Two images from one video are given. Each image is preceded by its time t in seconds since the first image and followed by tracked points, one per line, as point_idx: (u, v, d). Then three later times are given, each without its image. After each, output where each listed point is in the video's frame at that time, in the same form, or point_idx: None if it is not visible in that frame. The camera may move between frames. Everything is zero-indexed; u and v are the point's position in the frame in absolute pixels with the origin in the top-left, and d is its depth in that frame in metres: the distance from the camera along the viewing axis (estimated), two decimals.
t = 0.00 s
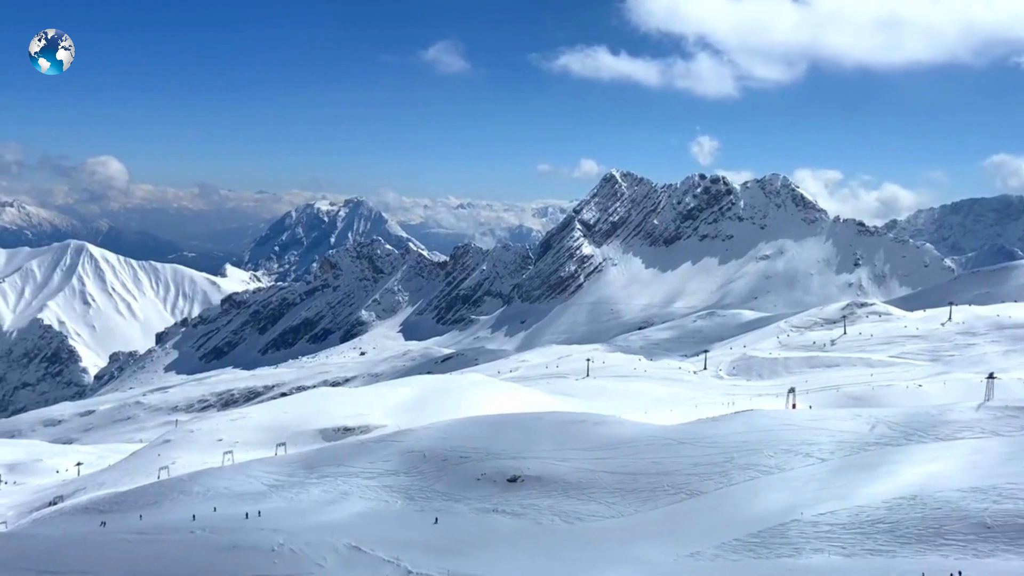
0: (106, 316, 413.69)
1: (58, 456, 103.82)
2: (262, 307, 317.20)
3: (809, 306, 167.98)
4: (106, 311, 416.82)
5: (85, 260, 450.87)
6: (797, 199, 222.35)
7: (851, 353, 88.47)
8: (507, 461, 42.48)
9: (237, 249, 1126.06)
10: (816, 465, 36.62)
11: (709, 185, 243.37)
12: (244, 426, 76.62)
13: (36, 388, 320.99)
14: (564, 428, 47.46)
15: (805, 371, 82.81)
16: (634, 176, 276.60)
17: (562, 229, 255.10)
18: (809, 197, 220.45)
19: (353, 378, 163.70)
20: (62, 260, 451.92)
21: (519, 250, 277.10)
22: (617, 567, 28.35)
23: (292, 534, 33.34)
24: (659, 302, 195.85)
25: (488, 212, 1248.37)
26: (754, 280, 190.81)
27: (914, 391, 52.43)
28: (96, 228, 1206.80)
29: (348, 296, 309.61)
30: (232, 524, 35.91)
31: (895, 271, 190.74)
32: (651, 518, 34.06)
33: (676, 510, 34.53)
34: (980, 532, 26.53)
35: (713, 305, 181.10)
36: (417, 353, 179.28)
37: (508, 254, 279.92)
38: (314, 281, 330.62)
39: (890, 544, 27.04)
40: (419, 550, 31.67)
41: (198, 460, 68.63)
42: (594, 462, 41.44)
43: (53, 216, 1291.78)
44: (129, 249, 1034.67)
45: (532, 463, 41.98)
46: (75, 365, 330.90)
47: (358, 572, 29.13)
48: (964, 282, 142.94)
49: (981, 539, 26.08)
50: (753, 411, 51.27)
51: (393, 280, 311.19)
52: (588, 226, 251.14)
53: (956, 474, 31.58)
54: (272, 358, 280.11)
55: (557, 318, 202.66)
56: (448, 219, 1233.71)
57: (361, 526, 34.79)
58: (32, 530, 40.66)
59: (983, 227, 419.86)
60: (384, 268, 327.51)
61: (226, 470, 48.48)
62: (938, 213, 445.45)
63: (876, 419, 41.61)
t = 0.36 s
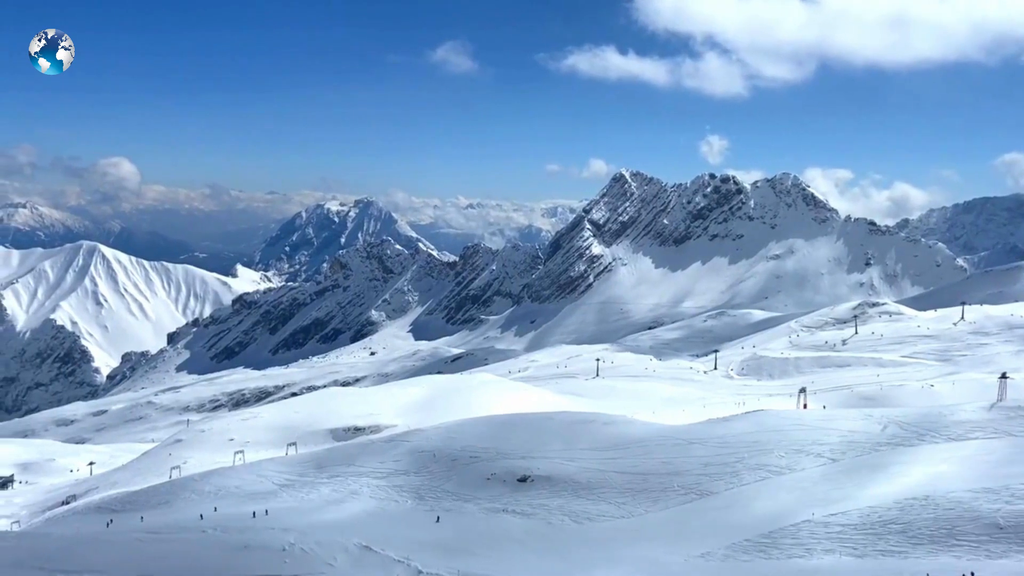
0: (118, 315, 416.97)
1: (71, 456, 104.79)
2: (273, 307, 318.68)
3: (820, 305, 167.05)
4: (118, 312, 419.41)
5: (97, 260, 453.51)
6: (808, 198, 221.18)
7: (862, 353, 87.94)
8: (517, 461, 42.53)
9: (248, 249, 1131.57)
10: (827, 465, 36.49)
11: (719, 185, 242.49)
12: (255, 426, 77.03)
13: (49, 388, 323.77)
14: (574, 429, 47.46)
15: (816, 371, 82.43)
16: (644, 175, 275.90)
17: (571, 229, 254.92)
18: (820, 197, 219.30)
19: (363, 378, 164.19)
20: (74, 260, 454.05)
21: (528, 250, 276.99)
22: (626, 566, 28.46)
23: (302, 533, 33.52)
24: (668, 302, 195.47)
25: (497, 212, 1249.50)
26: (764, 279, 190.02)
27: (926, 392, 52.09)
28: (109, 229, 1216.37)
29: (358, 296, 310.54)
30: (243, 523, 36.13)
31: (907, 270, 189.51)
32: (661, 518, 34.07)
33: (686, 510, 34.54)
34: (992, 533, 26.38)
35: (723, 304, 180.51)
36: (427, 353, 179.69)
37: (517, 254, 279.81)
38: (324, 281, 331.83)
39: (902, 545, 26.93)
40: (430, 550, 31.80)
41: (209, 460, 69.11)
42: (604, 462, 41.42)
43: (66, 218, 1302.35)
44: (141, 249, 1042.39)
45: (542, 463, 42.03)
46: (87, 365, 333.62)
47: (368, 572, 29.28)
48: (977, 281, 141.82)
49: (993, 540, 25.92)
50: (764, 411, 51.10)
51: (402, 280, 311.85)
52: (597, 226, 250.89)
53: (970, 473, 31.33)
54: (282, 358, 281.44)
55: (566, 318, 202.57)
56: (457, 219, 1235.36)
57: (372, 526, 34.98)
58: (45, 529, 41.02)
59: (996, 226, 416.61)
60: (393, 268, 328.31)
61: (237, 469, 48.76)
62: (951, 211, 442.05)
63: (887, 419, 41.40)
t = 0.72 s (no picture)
0: (133, 316, 420.68)
1: (86, 455, 105.87)
2: (285, 307, 320.43)
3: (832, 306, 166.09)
4: (132, 312, 423.20)
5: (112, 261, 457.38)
6: (821, 198, 219.75)
7: (876, 353, 87.42)
8: (529, 462, 42.61)
9: (261, 249, 1138.77)
10: (840, 466, 36.36)
11: (731, 185, 241.48)
12: (268, 425, 77.62)
13: (65, 388, 327.26)
14: (585, 429, 47.52)
15: (829, 372, 81.93)
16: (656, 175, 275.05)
17: (583, 229, 254.58)
18: (833, 196, 217.80)
19: (375, 378, 164.89)
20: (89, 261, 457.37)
21: (540, 250, 276.93)
22: (636, 567, 28.51)
23: (315, 532, 33.70)
24: (680, 302, 194.97)
25: (508, 212, 1250.34)
26: (777, 279, 189.03)
27: (939, 392, 51.77)
28: (123, 230, 1227.15)
29: (370, 296, 311.64)
30: (256, 522, 36.41)
31: (921, 270, 187.89)
32: (673, 519, 34.03)
33: (698, 510, 34.49)
34: (1008, 534, 26.17)
35: (735, 305, 179.82)
36: (438, 353, 180.21)
37: (529, 254, 279.78)
38: (336, 281, 333.32)
39: (916, 546, 26.76)
40: (442, 550, 31.91)
41: (223, 459, 69.73)
42: (616, 463, 41.44)
43: (82, 219, 1315.67)
44: (154, 248, 1050.88)
45: (553, 463, 42.06)
46: (102, 365, 336.97)
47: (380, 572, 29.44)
48: (992, 281, 140.45)
49: (1009, 542, 25.74)
50: (777, 412, 50.89)
51: (414, 280, 312.71)
52: (609, 226, 250.64)
53: (983, 475, 31.12)
54: (295, 358, 282.99)
55: (577, 319, 202.52)
56: (468, 219, 1237.56)
57: (384, 526, 35.16)
58: (60, 528, 41.50)
59: (1012, 225, 412.81)
60: (405, 268, 329.23)
61: (251, 468, 49.25)
62: (966, 211, 438.43)
63: (900, 420, 41.08)
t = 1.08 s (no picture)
0: (149, 316, 424.92)
1: (103, 454, 106.99)
2: (300, 307, 322.42)
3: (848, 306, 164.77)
4: (149, 312, 427.45)
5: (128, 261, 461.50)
6: (836, 198, 218.13)
7: (892, 354, 86.75)
8: (542, 462, 42.65)
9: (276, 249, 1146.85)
10: (856, 468, 36.08)
11: (745, 185, 240.26)
12: (284, 425, 78.30)
13: (82, 387, 331.37)
14: (599, 430, 47.50)
15: (845, 373, 81.31)
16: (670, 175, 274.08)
17: (596, 229, 254.25)
18: (849, 196, 216.16)
19: (389, 378, 165.78)
20: (106, 262, 458.64)
21: (553, 250, 276.86)
22: (651, 568, 28.53)
23: (329, 532, 33.91)
24: (693, 302, 194.36)
25: (522, 212, 1250.92)
26: (792, 280, 187.83)
27: (956, 393, 51.35)
28: (139, 231, 1239.79)
29: (383, 297, 313.02)
30: (271, 522, 36.70)
31: (938, 270, 185.93)
32: (688, 520, 33.96)
33: (714, 512, 34.42)
34: None
35: (749, 305, 178.93)
36: (452, 353, 180.82)
37: (542, 255, 279.77)
38: (350, 282, 334.85)
39: (932, 549, 26.54)
40: (457, 550, 32.05)
41: (238, 458, 70.31)
42: (630, 463, 41.43)
43: (100, 221, 1330.79)
44: (170, 248, 1062.70)
45: (566, 464, 42.13)
46: (119, 365, 340.63)
47: (394, 572, 29.63)
48: (1011, 281, 138.88)
49: None
50: (792, 413, 50.61)
51: (427, 281, 313.68)
52: (622, 226, 250.31)
53: (1001, 477, 30.82)
54: (310, 358, 284.74)
55: (590, 319, 202.42)
56: (481, 219, 1239.05)
57: (400, 526, 35.38)
58: (78, 528, 42.02)
59: None
60: (418, 268, 330.28)
61: (267, 467, 49.71)
62: (983, 211, 433.87)
63: (917, 421, 40.64)
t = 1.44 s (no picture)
0: (166, 316, 428.93)
1: (120, 452, 108.33)
2: (315, 307, 324.20)
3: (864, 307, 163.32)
4: (165, 312, 431.42)
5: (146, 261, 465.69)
6: (854, 197, 216.28)
7: (910, 354, 86.00)
8: (556, 463, 42.72)
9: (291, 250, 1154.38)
10: (874, 470, 35.74)
11: (761, 184, 238.79)
12: (299, 424, 78.90)
13: (100, 386, 335.27)
14: (613, 429, 47.52)
15: (862, 373, 80.67)
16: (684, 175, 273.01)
17: (610, 229, 253.68)
18: (866, 195, 214.26)
19: (403, 378, 166.49)
20: (123, 262, 463.41)
21: (568, 250, 276.54)
22: (667, 569, 28.47)
23: (344, 530, 34.13)
24: (708, 302, 193.47)
25: (536, 212, 1250.52)
26: (808, 280, 186.47)
27: (975, 394, 50.85)
28: (157, 231, 1253.07)
29: (398, 297, 314.24)
30: (285, 520, 36.98)
31: (956, 270, 183.92)
32: (704, 521, 33.86)
33: (729, 513, 34.27)
34: None
35: (764, 305, 177.93)
36: (465, 353, 181.25)
37: (556, 254, 279.61)
38: (365, 282, 336.44)
39: (950, 551, 26.32)
40: (471, 550, 32.22)
41: (253, 457, 70.80)
42: (644, 464, 41.40)
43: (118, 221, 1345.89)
44: (186, 248, 1072.13)
45: (580, 464, 42.19)
46: (136, 364, 344.54)
47: (409, 570, 29.85)
48: None
49: None
50: (808, 413, 50.40)
51: (442, 281, 314.39)
52: (637, 226, 249.92)
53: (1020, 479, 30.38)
54: (325, 358, 286.28)
55: (604, 319, 202.03)
56: (495, 219, 1240.44)
57: (415, 525, 35.60)
58: (98, 525, 42.62)
59: None
60: (433, 268, 331.21)
61: (283, 466, 50.03)
62: (1003, 210, 428.81)
63: (936, 423, 40.23)
